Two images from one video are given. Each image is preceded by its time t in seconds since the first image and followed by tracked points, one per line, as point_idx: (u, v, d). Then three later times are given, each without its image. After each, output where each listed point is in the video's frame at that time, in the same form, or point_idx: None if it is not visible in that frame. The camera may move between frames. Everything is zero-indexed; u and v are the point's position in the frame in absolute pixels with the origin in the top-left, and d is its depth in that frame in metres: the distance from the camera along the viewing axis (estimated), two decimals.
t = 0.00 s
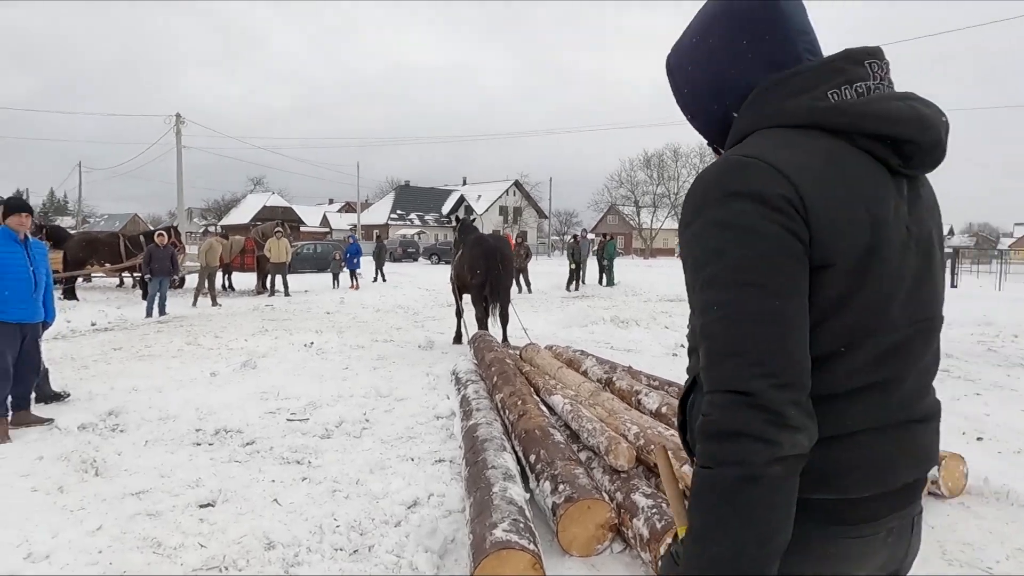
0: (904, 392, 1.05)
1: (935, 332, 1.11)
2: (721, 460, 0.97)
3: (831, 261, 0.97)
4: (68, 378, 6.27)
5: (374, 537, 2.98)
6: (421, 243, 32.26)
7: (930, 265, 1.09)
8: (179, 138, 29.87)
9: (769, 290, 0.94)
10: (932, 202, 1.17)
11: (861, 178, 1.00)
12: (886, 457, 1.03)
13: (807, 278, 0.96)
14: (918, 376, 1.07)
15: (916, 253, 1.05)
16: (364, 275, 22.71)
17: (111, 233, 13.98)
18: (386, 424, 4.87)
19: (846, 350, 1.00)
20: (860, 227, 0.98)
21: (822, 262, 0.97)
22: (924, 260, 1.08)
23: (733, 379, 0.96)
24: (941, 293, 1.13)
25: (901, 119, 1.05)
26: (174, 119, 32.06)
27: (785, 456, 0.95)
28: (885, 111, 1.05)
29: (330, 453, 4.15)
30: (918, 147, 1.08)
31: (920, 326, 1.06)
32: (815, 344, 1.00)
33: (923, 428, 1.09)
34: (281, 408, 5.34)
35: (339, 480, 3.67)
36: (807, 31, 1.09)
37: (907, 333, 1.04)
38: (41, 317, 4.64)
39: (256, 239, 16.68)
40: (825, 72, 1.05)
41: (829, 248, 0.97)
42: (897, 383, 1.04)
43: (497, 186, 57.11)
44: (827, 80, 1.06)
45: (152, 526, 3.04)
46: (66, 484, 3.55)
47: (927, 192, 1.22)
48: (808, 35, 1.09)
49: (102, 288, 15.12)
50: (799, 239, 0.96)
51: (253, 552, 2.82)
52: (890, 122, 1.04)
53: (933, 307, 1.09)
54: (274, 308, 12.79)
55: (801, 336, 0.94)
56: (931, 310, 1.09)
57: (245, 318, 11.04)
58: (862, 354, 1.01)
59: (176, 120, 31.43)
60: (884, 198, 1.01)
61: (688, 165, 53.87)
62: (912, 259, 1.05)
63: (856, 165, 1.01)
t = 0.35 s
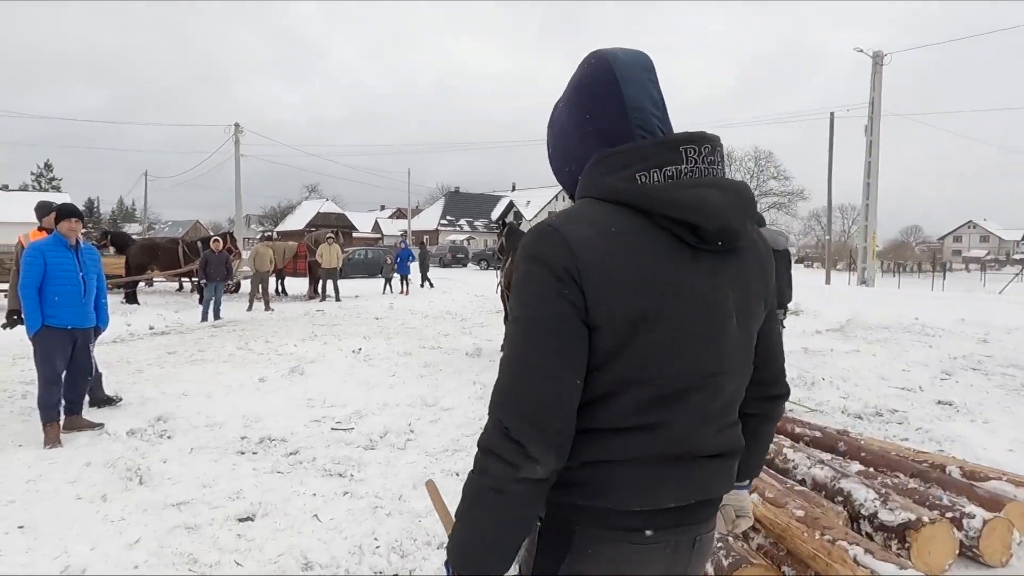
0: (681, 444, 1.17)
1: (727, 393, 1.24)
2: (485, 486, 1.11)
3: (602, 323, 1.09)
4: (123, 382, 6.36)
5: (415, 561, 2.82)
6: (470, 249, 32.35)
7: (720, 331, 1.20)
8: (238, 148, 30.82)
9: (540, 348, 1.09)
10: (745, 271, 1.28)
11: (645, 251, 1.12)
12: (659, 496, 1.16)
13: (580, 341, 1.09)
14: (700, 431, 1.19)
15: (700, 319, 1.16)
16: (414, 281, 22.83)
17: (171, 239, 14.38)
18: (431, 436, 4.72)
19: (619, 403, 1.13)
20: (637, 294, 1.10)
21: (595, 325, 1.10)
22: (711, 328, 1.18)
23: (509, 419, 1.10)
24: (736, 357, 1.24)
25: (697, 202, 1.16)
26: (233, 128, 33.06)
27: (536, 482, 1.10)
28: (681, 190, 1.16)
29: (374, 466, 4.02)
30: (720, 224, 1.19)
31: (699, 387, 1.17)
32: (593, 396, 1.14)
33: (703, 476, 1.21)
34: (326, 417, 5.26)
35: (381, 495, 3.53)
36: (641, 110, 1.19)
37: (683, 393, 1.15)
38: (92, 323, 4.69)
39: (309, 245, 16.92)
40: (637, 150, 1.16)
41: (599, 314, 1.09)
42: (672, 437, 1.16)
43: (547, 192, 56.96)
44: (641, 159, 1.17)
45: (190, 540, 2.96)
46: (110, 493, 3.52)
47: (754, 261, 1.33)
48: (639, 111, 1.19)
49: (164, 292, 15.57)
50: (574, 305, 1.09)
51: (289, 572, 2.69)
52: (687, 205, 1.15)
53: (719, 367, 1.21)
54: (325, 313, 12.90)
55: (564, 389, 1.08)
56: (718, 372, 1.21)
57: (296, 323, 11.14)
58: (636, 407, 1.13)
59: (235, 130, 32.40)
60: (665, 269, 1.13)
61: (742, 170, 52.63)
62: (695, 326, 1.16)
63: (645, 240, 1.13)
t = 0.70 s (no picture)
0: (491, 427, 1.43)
1: (545, 392, 1.47)
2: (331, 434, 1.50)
3: (421, 320, 1.42)
4: (137, 392, 6.33)
5: None
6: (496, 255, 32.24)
7: (535, 335, 1.45)
8: (266, 158, 31.16)
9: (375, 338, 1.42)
10: (573, 291, 1.51)
11: (461, 267, 1.42)
12: (471, 467, 1.44)
13: (405, 332, 1.43)
14: (511, 420, 1.44)
15: (507, 326, 1.42)
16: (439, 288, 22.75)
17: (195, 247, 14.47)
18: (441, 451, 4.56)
19: (439, 385, 1.44)
20: (450, 301, 1.40)
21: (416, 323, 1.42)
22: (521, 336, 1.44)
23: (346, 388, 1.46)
24: (553, 363, 1.47)
25: (511, 232, 1.42)
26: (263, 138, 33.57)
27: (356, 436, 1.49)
28: (499, 222, 1.43)
29: (378, 484, 3.87)
30: (531, 250, 1.43)
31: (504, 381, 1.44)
32: (423, 379, 1.46)
33: (515, 457, 1.46)
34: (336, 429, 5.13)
35: (383, 516, 3.37)
36: (494, 158, 1.49)
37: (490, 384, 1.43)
38: (98, 334, 4.63)
39: (333, 253, 16.93)
40: (474, 188, 1.46)
41: (421, 314, 1.41)
42: (480, 421, 1.43)
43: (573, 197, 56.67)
44: (479, 195, 1.46)
45: (179, 565, 2.83)
46: (106, 511, 3.42)
47: (590, 284, 1.56)
48: (491, 156, 1.49)
49: (190, 300, 15.69)
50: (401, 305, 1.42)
51: None
52: (499, 233, 1.42)
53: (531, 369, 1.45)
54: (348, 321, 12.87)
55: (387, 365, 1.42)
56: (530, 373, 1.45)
57: (317, 331, 11.11)
58: (450, 392, 1.44)
59: (264, 138, 32.89)
60: (476, 283, 1.41)
61: (772, 172, 51.75)
62: (501, 332, 1.42)
63: (465, 260, 1.43)
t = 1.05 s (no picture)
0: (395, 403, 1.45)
1: (444, 368, 1.50)
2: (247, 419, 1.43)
3: (328, 300, 1.41)
4: (126, 394, 6.16)
5: None
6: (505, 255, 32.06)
7: (433, 316, 1.48)
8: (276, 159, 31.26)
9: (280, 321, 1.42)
10: (471, 275, 1.55)
11: (361, 252, 1.44)
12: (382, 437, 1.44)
13: (312, 315, 1.41)
14: (418, 396, 1.47)
15: (406, 309, 1.45)
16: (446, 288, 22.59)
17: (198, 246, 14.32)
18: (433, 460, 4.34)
19: (343, 366, 1.44)
20: (351, 285, 1.42)
21: (320, 305, 1.42)
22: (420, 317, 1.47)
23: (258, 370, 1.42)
24: (452, 341, 1.51)
25: (407, 222, 1.44)
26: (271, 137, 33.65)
27: (281, 419, 1.41)
28: (396, 211, 1.45)
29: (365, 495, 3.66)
30: (425, 238, 1.46)
31: (409, 358, 1.45)
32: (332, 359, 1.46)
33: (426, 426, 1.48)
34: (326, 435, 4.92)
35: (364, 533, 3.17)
36: (395, 149, 1.51)
37: (392, 363, 1.45)
38: (77, 335, 4.45)
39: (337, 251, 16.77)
40: (375, 178, 1.48)
41: (323, 299, 1.42)
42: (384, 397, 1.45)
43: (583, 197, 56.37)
44: (379, 185, 1.48)
45: None
46: (72, 524, 3.22)
47: (489, 266, 1.61)
48: (391, 148, 1.51)
49: (194, 299, 15.57)
50: (304, 289, 1.41)
51: None
52: (398, 222, 1.44)
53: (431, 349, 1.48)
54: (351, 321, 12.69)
55: (299, 349, 1.39)
56: (431, 353, 1.48)
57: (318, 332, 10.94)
58: (357, 371, 1.44)
59: (272, 137, 32.93)
60: (375, 268, 1.43)
61: (783, 172, 51.24)
62: (401, 314, 1.45)
63: (365, 245, 1.45)
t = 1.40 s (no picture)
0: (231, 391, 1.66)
1: (278, 360, 1.68)
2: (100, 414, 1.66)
3: (167, 307, 1.64)
4: (94, 398, 5.93)
5: None
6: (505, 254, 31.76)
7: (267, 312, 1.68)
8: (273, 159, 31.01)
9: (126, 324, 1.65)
10: (306, 272, 1.74)
11: (194, 261, 1.65)
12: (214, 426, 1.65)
13: (154, 320, 1.65)
14: (252, 389, 1.66)
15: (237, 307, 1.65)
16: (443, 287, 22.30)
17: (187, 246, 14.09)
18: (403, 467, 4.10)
19: (186, 359, 1.67)
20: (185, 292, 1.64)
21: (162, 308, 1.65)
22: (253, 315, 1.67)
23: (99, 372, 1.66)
24: (287, 334, 1.69)
25: (234, 230, 1.65)
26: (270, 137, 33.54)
27: (127, 418, 1.64)
28: (226, 220, 1.66)
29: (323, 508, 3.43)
30: (252, 244, 1.65)
31: (242, 357, 1.66)
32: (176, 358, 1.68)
33: (261, 421, 1.67)
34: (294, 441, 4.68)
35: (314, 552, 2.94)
36: (234, 159, 1.76)
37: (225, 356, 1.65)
38: (29, 336, 4.23)
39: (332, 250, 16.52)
40: (208, 190, 1.70)
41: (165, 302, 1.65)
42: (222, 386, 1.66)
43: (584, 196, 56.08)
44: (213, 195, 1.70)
45: None
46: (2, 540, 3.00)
47: (327, 265, 1.78)
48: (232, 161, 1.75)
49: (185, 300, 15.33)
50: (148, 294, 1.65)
51: None
52: (226, 232, 1.65)
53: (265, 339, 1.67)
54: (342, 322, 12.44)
55: (138, 350, 1.62)
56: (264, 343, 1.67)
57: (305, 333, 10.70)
58: (197, 368, 1.66)
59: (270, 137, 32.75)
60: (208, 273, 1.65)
61: (787, 170, 50.84)
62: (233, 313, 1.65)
63: (201, 254, 1.67)
